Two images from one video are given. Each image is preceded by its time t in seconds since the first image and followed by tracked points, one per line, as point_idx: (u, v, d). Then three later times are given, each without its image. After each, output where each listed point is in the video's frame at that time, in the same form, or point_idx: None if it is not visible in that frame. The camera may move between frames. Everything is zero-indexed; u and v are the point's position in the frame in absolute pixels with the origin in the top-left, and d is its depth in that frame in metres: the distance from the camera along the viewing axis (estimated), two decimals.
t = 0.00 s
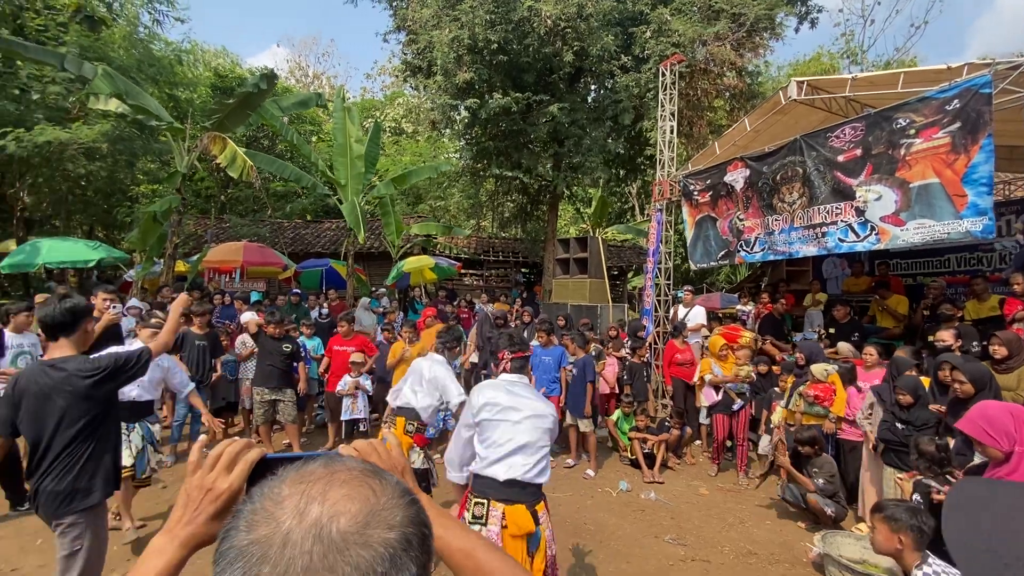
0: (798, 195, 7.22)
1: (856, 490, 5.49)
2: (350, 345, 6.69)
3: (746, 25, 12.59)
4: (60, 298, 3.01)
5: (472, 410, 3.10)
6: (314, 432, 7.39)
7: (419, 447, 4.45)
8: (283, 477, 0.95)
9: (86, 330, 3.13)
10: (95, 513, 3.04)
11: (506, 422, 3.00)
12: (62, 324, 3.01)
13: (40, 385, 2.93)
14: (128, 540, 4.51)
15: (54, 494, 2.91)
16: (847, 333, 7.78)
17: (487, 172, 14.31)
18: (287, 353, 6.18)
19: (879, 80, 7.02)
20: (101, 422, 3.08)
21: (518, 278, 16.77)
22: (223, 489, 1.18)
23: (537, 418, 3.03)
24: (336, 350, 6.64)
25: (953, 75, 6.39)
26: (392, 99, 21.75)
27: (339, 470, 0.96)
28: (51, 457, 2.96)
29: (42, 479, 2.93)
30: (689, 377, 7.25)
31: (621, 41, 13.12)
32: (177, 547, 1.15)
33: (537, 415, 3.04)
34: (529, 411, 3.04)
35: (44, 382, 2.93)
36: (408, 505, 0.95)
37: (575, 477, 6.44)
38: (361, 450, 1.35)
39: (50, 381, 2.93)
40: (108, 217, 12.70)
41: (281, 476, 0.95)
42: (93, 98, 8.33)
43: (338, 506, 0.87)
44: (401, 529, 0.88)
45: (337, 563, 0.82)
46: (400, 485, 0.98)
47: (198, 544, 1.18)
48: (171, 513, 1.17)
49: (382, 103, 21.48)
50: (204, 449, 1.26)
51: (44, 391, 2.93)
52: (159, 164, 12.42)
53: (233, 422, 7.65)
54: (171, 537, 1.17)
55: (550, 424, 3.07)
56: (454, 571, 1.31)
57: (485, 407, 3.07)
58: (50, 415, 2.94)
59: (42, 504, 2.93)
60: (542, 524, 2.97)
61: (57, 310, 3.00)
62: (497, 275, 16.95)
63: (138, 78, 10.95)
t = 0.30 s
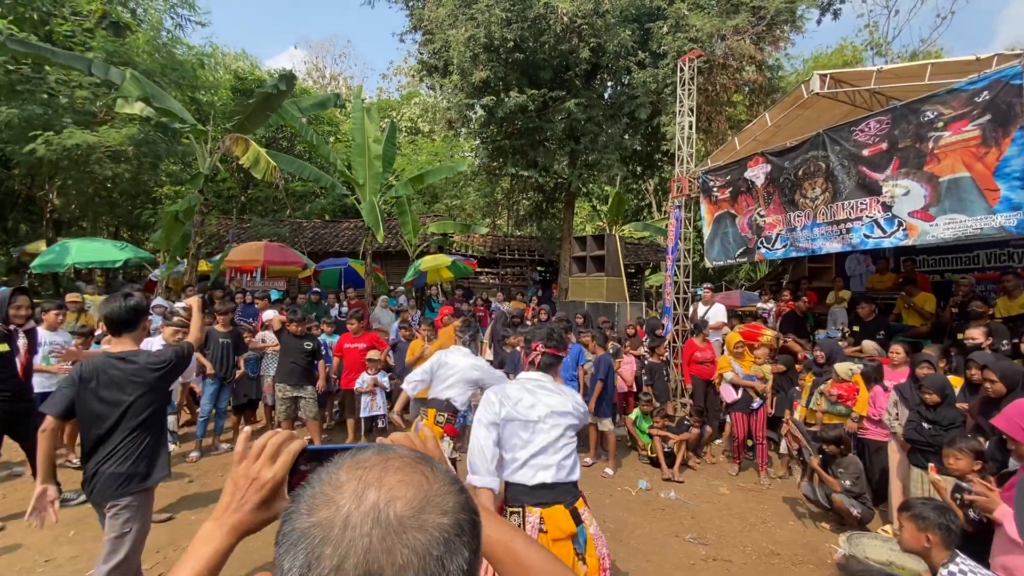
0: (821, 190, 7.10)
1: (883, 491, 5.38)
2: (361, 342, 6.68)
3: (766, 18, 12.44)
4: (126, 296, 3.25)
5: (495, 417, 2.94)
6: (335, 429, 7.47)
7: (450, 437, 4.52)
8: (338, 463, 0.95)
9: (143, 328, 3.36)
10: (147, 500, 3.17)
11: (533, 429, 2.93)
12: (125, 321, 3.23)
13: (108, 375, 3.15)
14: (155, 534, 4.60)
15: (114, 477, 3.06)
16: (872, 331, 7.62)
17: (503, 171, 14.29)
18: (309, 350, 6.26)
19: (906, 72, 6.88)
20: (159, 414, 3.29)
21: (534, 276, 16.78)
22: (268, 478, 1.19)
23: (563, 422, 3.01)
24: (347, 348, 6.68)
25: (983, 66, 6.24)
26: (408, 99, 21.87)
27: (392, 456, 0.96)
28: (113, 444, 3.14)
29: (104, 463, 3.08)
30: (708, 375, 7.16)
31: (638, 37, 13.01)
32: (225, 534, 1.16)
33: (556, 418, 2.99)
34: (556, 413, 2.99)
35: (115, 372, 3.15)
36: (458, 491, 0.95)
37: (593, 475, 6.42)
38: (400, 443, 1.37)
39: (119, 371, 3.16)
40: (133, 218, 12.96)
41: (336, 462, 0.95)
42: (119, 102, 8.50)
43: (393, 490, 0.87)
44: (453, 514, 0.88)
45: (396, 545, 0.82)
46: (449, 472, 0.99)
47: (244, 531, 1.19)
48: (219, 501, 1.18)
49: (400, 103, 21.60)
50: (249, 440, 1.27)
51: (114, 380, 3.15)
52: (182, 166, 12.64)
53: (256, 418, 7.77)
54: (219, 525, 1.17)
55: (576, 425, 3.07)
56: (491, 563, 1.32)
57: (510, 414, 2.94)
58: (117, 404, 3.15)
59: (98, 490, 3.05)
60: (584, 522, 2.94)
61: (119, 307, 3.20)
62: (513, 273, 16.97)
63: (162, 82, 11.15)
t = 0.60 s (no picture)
0: (844, 186, 6.98)
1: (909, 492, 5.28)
2: (377, 341, 6.73)
3: (786, 12, 12.26)
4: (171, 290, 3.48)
5: (512, 414, 2.94)
6: (354, 426, 7.54)
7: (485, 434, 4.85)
8: (384, 454, 0.99)
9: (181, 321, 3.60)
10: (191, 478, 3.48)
11: (547, 433, 2.94)
12: (170, 314, 3.48)
13: (157, 364, 3.45)
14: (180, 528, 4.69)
15: (167, 455, 3.36)
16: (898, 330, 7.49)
17: (519, 170, 14.30)
18: (330, 349, 6.34)
19: (933, 64, 6.73)
20: (197, 400, 3.62)
21: (550, 275, 16.76)
22: (307, 471, 1.21)
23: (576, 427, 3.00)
24: (363, 347, 6.75)
25: (1013, 58, 6.09)
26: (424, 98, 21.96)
27: (434, 449, 0.99)
28: (161, 426, 3.44)
29: (156, 444, 3.37)
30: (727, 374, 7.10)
31: (655, 33, 12.90)
32: (267, 523, 1.17)
33: (573, 427, 2.97)
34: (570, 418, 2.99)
35: (163, 362, 3.46)
36: (499, 483, 0.98)
37: (611, 474, 6.40)
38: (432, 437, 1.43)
39: (167, 361, 3.48)
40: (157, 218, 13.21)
41: (382, 454, 0.99)
42: (145, 105, 8.66)
43: (438, 481, 0.90)
44: (495, 506, 0.91)
45: (441, 534, 0.85)
46: (489, 465, 1.02)
47: (285, 522, 1.20)
48: (260, 491, 1.18)
49: (416, 103, 21.70)
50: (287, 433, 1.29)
51: (162, 369, 3.46)
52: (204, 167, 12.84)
53: (277, 415, 7.87)
54: (261, 515, 1.18)
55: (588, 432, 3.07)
56: (525, 557, 1.32)
57: (527, 414, 2.94)
58: (164, 391, 3.46)
59: (152, 468, 3.34)
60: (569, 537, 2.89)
61: (165, 300, 3.43)
62: (529, 272, 16.97)
63: (184, 85, 11.34)
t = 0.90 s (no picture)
0: (866, 183, 6.87)
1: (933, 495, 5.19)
2: (396, 340, 6.76)
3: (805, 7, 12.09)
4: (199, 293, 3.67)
5: (508, 415, 2.90)
6: (371, 424, 7.59)
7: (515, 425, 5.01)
8: (419, 448, 1.00)
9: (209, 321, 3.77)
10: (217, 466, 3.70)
11: (543, 436, 2.90)
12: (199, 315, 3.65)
13: (190, 361, 3.61)
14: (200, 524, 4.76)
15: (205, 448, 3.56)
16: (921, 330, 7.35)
17: (533, 169, 14.28)
18: (348, 347, 6.40)
19: (958, 58, 6.61)
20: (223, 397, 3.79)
21: (563, 274, 16.73)
22: (342, 464, 1.21)
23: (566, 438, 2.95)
24: (381, 346, 6.77)
25: None
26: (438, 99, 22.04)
27: (468, 444, 1.00)
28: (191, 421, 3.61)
29: (199, 434, 3.55)
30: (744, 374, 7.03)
31: (671, 30, 12.79)
32: (304, 515, 1.17)
33: (570, 431, 2.93)
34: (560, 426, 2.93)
35: (195, 361, 3.63)
36: (531, 477, 0.99)
37: (627, 473, 6.36)
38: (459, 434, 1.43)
39: (200, 358, 3.65)
40: (177, 219, 13.41)
41: (417, 447, 0.99)
42: (167, 108, 8.80)
43: (473, 475, 0.90)
44: (527, 500, 0.91)
45: (477, 526, 0.85)
46: (520, 460, 1.02)
47: (321, 514, 1.20)
48: (296, 483, 1.19)
49: (430, 103, 21.77)
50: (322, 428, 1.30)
51: (196, 365, 3.63)
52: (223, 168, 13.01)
53: (294, 413, 7.95)
54: (298, 506, 1.18)
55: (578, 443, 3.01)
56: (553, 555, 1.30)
57: (522, 417, 2.89)
58: (195, 388, 3.62)
59: (195, 456, 3.53)
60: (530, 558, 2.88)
61: (195, 302, 3.61)
62: (543, 271, 16.96)
63: (204, 88, 11.49)
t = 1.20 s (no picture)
0: (885, 182, 6.77)
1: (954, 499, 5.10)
2: (412, 341, 6.76)
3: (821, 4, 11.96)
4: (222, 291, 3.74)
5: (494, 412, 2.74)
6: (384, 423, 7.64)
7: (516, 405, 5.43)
8: (443, 444, 0.99)
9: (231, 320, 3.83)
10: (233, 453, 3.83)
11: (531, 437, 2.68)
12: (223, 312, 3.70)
13: (215, 357, 3.65)
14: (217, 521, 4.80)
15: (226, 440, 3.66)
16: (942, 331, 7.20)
17: (545, 169, 14.26)
18: (362, 347, 6.43)
19: (980, 55, 6.51)
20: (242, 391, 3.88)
21: (575, 274, 16.69)
22: (374, 459, 1.21)
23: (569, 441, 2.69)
24: (397, 346, 6.76)
25: None
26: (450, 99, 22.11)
27: (490, 440, 0.99)
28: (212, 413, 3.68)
29: (227, 425, 3.66)
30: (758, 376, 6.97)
31: (684, 28, 12.70)
32: (338, 506, 1.18)
33: (562, 434, 2.67)
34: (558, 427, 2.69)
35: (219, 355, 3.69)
36: (553, 475, 0.98)
37: (640, 474, 6.32)
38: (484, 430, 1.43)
39: (224, 353, 3.71)
40: (194, 220, 13.57)
41: (441, 444, 0.99)
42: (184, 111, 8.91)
43: (495, 471, 0.90)
44: (550, 497, 0.91)
45: (500, 522, 0.85)
46: (542, 458, 1.02)
47: (355, 506, 1.21)
48: (331, 476, 1.20)
49: (442, 104, 21.83)
50: (354, 424, 1.31)
51: (221, 360, 3.69)
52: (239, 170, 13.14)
53: (309, 412, 8.02)
54: (332, 498, 1.18)
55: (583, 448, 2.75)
56: (577, 553, 1.29)
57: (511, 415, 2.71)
58: (218, 381, 3.69)
59: (221, 445, 3.65)
60: None
61: (219, 299, 3.68)
62: (555, 272, 16.93)
63: (221, 91, 11.61)
